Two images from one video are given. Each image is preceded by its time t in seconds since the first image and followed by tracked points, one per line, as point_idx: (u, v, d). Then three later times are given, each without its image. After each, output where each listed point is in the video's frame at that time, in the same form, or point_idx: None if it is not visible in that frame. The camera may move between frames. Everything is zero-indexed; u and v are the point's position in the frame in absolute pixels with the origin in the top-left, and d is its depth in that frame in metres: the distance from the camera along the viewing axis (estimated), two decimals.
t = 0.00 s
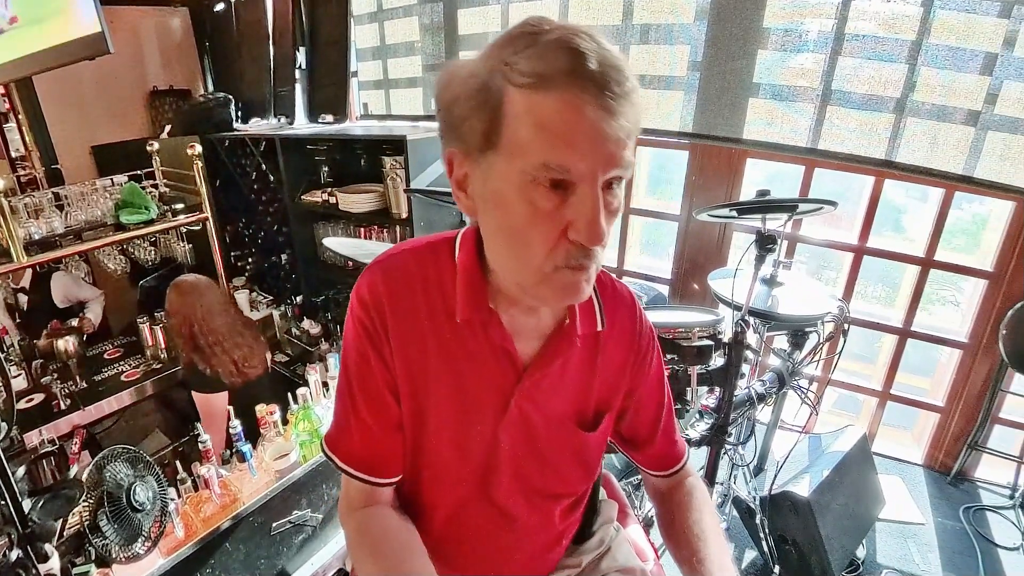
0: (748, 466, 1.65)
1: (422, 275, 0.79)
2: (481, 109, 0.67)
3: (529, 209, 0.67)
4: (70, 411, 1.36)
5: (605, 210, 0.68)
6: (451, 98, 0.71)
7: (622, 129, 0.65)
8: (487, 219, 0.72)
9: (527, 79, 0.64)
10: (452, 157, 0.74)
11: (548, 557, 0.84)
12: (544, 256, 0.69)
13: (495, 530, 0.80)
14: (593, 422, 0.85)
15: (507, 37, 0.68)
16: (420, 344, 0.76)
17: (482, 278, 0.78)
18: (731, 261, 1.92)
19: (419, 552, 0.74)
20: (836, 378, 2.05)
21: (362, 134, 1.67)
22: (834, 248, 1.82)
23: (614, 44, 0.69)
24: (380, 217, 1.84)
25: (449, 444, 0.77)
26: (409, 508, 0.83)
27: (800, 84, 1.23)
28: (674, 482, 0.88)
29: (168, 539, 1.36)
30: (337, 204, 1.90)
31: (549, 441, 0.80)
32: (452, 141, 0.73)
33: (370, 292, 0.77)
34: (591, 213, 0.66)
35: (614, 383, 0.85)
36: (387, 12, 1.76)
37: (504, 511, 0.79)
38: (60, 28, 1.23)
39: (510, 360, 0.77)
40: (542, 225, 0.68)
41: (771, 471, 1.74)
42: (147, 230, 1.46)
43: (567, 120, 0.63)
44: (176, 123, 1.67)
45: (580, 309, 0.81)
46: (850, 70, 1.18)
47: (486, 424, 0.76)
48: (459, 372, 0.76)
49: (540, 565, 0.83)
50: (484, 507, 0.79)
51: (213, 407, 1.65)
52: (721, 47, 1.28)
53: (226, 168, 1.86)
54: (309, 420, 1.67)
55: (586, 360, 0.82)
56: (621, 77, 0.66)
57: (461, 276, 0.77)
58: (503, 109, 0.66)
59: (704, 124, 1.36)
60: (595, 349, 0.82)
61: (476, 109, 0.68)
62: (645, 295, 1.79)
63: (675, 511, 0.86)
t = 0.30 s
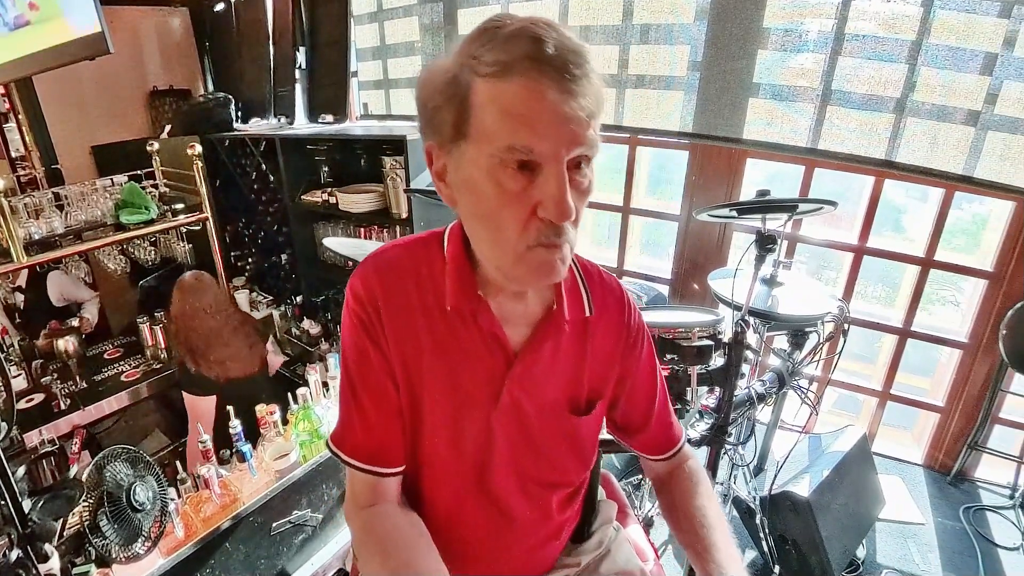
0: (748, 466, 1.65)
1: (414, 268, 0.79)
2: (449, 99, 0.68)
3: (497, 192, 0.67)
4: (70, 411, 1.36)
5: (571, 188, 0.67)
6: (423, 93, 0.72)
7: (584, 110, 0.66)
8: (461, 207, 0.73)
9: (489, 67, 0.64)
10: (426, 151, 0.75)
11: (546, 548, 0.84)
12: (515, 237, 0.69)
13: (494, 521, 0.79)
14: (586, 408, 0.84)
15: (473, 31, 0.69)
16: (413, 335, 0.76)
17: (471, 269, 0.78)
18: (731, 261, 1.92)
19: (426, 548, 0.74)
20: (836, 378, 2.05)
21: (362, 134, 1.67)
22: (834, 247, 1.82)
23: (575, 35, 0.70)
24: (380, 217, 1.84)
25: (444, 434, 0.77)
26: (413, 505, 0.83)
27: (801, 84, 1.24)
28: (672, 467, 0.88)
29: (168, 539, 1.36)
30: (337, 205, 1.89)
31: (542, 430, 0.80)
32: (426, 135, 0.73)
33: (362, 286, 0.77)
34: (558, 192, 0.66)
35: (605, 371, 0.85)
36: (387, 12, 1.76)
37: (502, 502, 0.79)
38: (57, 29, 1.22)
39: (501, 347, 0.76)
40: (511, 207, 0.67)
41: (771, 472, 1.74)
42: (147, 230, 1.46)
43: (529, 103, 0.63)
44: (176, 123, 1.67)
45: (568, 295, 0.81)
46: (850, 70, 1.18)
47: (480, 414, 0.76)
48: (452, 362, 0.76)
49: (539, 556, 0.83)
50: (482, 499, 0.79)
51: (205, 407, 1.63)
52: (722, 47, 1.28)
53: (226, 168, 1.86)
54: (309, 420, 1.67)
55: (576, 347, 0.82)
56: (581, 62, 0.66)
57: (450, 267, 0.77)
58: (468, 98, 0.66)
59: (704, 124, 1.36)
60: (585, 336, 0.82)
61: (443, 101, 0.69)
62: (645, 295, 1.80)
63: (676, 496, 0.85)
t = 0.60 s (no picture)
0: (748, 466, 1.67)
1: (411, 264, 0.79)
2: (429, 103, 0.67)
3: (476, 196, 0.67)
4: (70, 411, 1.34)
5: (547, 195, 0.66)
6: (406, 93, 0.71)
7: (560, 118, 0.64)
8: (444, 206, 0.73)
9: (466, 75, 0.63)
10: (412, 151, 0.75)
11: (546, 541, 0.84)
12: (495, 239, 0.69)
13: (494, 514, 0.79)
14: (584, 399, 0.84)
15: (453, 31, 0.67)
16: (411, 327, 0.76)
17: (466, 262, 0.78)
18: (731, 261, 1.91)
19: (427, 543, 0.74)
20: (836, 378, 2.05)
21: (362, 134, 1.67)
22: (834, 247, 1.82)
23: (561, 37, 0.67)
24: (380, 217, 1.84)
25: (444, 427, 0.76)
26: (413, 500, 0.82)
27: (801, 84, 1.24)
28: (672, 458, 0.87)
29: (168, 539, 1.36)
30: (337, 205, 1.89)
31: (540, 421, 0.80)
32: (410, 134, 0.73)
33: (361, 280, 0.77)
34: (533, 199, 0.65)
35: (601, 362, 0.85)
36: (387, 12, 1.76)
37: (501, 495, 0.79)
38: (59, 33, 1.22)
39: (498, 338, 0.77)
40: (489, 211, 0.67)
41: (771, 471, 1.75)
42: (147, 230, 1.44)
43: (504, 111, 0.62)
44: (176, 123, 1.69)
45: (563, 287, 0.81)
46: (850, 70, 1.18)
47: (478, 405, 0.76)
48: (450, 353, 0.76)
49: (539, 549, 0.83)
50: (482, 492, 0.78)
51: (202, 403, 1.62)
52: (722, 47, 1.28)
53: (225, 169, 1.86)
54: (309, 420, 1.67)
55: (572, 338, 0.82)
56: (561, 68, 0.64)
57: (445, 260, 0.77)
58: (446, 102, 0.65)
59: (704, 124, 1.36)
60: (581, 327, 0.82)
61: (423, 104, 0.68)
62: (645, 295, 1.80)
63: (678, 489, 0.85)
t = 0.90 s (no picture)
0: (747, 466, 1.67)
1: (404, 265, 0.79)
2: (413, 123, 0.67)
3: (459, 216, 0.68)
4: (70, 411, 1.35)
5: (529, 216, 0.66)
6: (394, 108, 0.71)
7: (540, 143, 0.63)
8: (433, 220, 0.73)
9: (446, 100, 0.63)
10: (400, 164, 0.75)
11: (546, 538, 0.84)
12: (480, 256, 0.69)
13: (491, 512, 0.79)
14: (581, 397, 0.84)
15: (436, 50, 0.66)
16: (403, 328, 0.76)
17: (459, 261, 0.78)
18: (731, 261, 1.92)
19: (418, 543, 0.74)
20: (836, 378, 2.05)
21: (362, 134, 1.67)
22: (834, 247, 1.82)
23: (544, 56, 0.66)
24: (379, 217, 1.84)
25: (438, 425, 0.77)
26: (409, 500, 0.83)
27: (801, 84, 1.24)
28: (667, 453, 0.88)
29: (168, 539, 1.36)
30: (337, 205, 1.89)
31: (536, 419, 0.80)
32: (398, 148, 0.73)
33: (353, 283, 0.78)
34: (514, 222, 0.65)
35: (598, 360, 0.84)
36: (387, 12, 1.76)
37: (498, 492, 0.78)
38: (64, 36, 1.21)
39: (491, 337, 0.77)
40: (472, 230, 0.68)
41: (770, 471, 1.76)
42: (147, 229, 1.44)
43: (481, 137, 0.61)
44: (176, 124, 1.66)
45: (557, 284, 0.80)
46: (850, 70, 1.18)
47: (471, 403, 0.76)
48: (442, 353, 0.76)
49: (538, 546, 0.83)
50: (478, 491, 0.78)
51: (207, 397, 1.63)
52: (722, 47, 1.28)
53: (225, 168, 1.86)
54: (310, 419, 1.67)
55: (568, 335, 0.81)
56: (541, 92, 0.63)
57: (437, 261, 0.77)
58: (429, 124, 0.65)
59: (703, 124, 1.36)
60: (576, 324, 0.81)
61: (408, 122, 0.68)
62: (645, 295, 1.80)
63: (674, 486, 0.85)
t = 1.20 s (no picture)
0: (747, 466, 1.67)
1: (394, 271, 0.80)
2: (400, 115, 0.67)
3: (452, 205, 0.67)
4: (69, 411, 1.34)
5: (524, 198, 0.66)
6: (380, 106, 0.71)
7: (530, 120, 0.64)
8: (423, 216, 0.72)
9: (433, 85, 0.63)
10: (387, 165, 0.75)
11: (543, 540, 0.84)
12: (475, 246, 0.68)
13: (484, 515, 0.79)
14: (576, 400, 0.83)
15: (417, 44, 0.67)
16: (390, 334, 0.77)
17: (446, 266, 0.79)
18: (731, 260, 1.92)
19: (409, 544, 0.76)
20: (836, 378, 2.05)
21: (363, 134, 1.68)
22: (834, 247, 1.82)
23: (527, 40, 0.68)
24: (379, 217, 1.84)
25: (427, 429, 0.77)
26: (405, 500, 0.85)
27: (801, 84, 1.24)
28: (670, 456, 0.87)
29: (168, 539, 1.36)
30: (337, 205, 1.88)
31: (528, 423, 0.79)
32: (384, 146, 0.73)
33: (343, 291, 0.80)
34: (510, 203, 0.65)
35: (593, 362, 0.83)
36: (387, 12, 1.75)
37: (489, 495, 0.78)
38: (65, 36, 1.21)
39: (478, 342, 0.77)
40: (466, 218, 0.67)
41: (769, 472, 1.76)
42: (147, 229, 1.44)
43: (473, 118, 0.62)
44: (176, 124, 1.67)
45: (549, 287, 0.79)
46: (850, 70, 1.18)
47: (459, 408, 0.76)
48: (430, 358, 0.76)
49: (534, 549, 0.83)
50: (470, 494, 0.78)
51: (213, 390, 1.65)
52: (722, 47, 1.28)
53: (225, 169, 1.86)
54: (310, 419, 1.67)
55: (560, 338, 0.80)
56: (527, 70, 0.64)
57: (424, 267, 0.78)
58: (416, 113, 0.66)
59: (703, 124, 1.36)
60: (569, 327, 0.80)
61: (394, 117, 0.68)
62: (645, 296, 1.81)
63: (672, 490, 0.84)
